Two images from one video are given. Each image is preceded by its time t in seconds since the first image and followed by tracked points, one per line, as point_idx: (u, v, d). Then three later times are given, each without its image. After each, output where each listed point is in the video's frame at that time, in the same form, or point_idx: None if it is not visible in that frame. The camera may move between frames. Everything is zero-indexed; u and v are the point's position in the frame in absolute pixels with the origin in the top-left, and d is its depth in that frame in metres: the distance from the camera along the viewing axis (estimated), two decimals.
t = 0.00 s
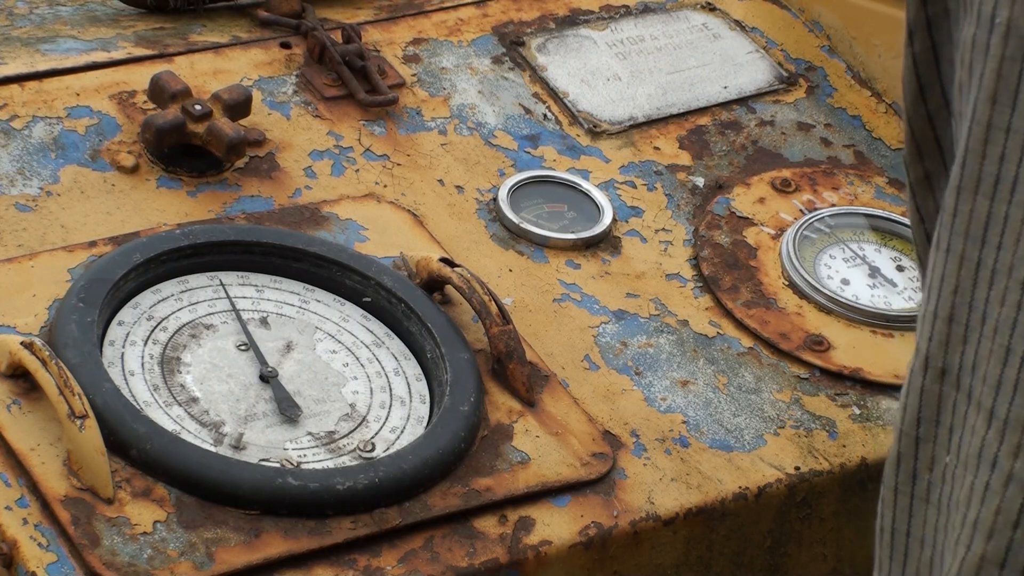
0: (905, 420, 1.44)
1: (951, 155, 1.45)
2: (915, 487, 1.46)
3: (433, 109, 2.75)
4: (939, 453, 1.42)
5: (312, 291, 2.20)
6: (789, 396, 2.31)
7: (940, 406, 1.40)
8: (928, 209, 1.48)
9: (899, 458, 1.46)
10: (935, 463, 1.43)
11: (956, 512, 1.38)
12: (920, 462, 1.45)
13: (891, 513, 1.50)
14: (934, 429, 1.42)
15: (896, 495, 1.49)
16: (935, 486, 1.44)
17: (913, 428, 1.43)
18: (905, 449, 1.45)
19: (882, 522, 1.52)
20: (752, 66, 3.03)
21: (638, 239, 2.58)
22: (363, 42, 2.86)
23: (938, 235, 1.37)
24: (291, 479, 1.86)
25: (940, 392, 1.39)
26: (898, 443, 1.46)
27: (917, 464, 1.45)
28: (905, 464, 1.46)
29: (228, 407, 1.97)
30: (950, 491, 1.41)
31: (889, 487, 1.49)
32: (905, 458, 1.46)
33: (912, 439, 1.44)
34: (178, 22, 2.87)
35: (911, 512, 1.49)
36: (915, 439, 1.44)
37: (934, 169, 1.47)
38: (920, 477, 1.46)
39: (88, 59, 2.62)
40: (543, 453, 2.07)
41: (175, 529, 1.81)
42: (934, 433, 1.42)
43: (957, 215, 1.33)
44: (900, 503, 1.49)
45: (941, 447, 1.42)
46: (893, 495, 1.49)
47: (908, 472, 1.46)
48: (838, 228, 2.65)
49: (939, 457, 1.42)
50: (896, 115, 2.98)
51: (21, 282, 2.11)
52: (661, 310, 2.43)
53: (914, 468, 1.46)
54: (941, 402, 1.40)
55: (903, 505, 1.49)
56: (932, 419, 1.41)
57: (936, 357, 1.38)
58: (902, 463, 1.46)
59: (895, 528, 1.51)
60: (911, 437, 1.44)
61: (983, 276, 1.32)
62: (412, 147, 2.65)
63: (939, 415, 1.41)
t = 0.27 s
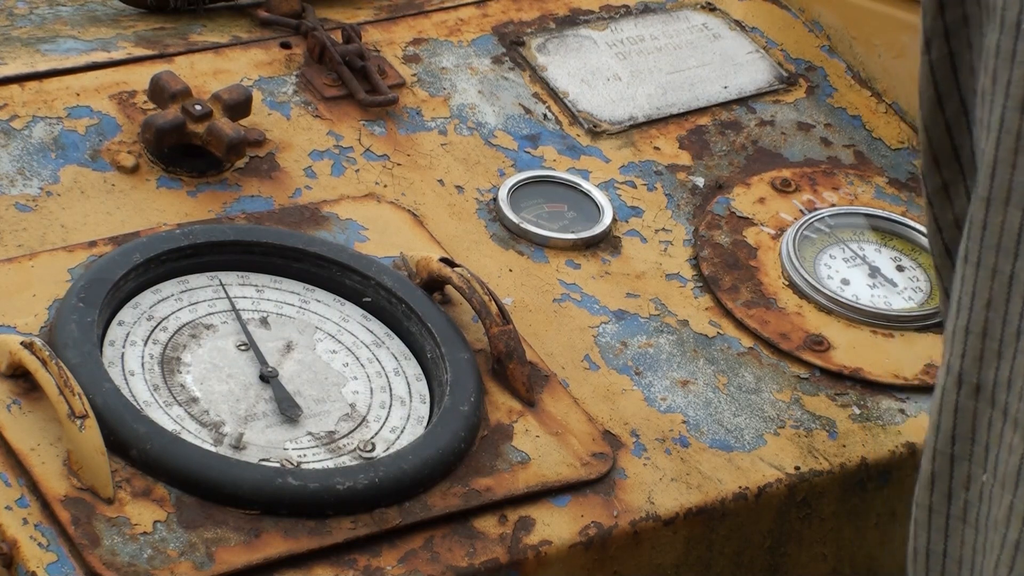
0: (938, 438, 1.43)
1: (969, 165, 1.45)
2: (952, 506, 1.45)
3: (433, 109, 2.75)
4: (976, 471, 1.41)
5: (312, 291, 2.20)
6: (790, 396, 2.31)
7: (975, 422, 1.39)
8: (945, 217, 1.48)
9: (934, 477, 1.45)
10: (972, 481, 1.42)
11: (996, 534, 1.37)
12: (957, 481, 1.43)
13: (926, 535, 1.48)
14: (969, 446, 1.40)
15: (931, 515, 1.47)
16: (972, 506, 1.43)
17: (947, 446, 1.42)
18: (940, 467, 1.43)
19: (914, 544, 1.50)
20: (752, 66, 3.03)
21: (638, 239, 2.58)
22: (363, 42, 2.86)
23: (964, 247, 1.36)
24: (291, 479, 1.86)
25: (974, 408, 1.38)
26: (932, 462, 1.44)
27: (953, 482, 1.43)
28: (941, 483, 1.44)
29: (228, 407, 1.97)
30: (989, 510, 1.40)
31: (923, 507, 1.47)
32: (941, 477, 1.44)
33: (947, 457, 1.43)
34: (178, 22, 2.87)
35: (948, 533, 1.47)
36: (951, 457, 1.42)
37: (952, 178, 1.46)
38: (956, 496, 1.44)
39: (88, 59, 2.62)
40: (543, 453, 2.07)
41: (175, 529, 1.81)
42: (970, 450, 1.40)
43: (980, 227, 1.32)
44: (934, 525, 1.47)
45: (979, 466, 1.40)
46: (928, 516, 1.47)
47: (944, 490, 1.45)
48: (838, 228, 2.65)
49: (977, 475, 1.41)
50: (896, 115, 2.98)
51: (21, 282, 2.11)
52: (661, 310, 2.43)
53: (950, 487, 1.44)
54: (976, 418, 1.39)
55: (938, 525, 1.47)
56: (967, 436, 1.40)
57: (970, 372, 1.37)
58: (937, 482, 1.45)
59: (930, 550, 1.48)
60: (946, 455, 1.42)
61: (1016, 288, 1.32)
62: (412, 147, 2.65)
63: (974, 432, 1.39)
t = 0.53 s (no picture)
0: (961, 446, 1.46)
1: (988, 169, 1.45)
2: (975, 513, 1.48)
3: (433, 108, 2.75)
4: (1000, 478, 1.44)
5: (312, 290, 2.20)
6: (790, 395, 2.31)
7: (999, 430, 1.42)
8: (963, 222, 1.48)
9: (958, 484, 1.48)
10: (995, 488, 1.45)
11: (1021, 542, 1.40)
12: (980, 489, 1.46)
13: (950, 540, 1.52)
14: (992, 454, 1.43)
15: (955, 522, 1.50)
16: (996, 513, 1.46)
17: (970, 453, 1.45)
18: (964, 474, 1.47)
19: (938, 550, 1.54)
20: (752, 65, 3.03)
21: (638, 238, 2.58)
22: (363, 41, 2.86)
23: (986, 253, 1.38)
24: (291, 478, 1.86)
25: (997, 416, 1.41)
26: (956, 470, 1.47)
27: (977, 489, 1.47)
28: (965, 490, 1.48)
29: (228, 405, 1.97)
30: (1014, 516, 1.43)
31: (946, 515, 1.51)
32: (965, 484, 1.47)
33: (970, 464, 1.46)
34: (178, 20, 2.87)
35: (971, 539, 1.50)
36: (974, 464, 1.45)
37: (971, 183, 1.47)
38: (980, 503, 1.47)
39: (88, 57, 2.62)
40: (543, 451, 2.08)
41: (175, 528, 1.81)
42: (992, 458, 1.44)
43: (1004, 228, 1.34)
44: (957, 531, 1.50)
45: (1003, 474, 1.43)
46: (952, 523, 1.50)
47: (967, 498, 1.48)
48: (838, 227, 2.65)
49: (1000, 482, 1.44)
50: (896, 114, 2.98)
51: (20, 280, 2.11)
52: (661, 309, 2.43)
53: (973, 494, 1.47)
54: (1000, 426, 1.42)
55: (962, 532, 1.50)
56: (989, 444, 1.43)
57: (993, 380, 1.40)
58: (960, 490, 1.48)
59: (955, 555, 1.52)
60: (969, 462, 1.46)
61: None
62: (412, 145, 2.65)
63: (997, 439, 1.42)
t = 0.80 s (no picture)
0: (970, 433, 1.46)
1: (999, 156, 1.45)
2: (983, 500, 1.49)
3: (433, 106, 2.75)
4: (1009, 466, 1.44)
5: (312, 288, 2.20)
6: (790, 393, 2.31)
7: (1010, 418, 1.42)
8: (973, 210, 1.48)
9: (966, 472, 1.48)
10: (1005, 475, 1.46)
11: None
12: (989, 476, 1.47)
13: (958, 528, 1.52)
14: (1002, 441, 1.44)
15: (964, 510, 1.51)
16: (1005, 500, 1.46)
17: (980, 441, 1.45)
18: (973, 462, 1.47)
19: (944, 537, 1.54)
20: (752, 64, 3.03)
21: (638, 236, 2.58)
22: (364, 39, 2.86)
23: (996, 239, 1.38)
24: (291, 476, 1.86)
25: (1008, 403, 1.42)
26: (964, 458, 1.48)
27: (986, 477, 1.47)
28: (973, 478, 1.48)
29: (227, 403, 1.97)
30: None
31: (954, 503, 1.51)
32: (973, 471, 1.48)
33: (980, 452, 1.46)
34: (178, 19, 2.87)
35: (979, 527, 1.50)
36: (984, 452, 1.46)
37: (982, 170, 1.47)
38: (989, 491, 1.48)
39: (88, 56, 2.62)
40: (543, 450, 2.08)
41: (175, 526, 1.81)
42: (1002, 445, 1.44)
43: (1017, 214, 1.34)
44: (965, 519, 1.51)
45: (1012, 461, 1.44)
46: (960, 511, 1.51)
47: (976, 485, 1.48)
48: (838, 225, 2.65)
49: (1010, 469, 1.45)
50: (896, 112, 2.98)
51: (20, 278, 2.11)
52: (661, 307, 2.43)
53: (982, 481, 1.48)
54: (1010, 413, 1.42)
55: (970, 520, 1.51)
56: (1000, 431, 1.44)
57: (1004, 367, 1.40)
58: (969, 478, 1.48)
59: (960, 543, 1.53)
60: (978, 450, 1.46)
61: None
62: (412, 144, 2.65)
63: (1007, 427, 1.43)
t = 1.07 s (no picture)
0: (978, 415, 1.41)
1: (996, 125, 1.41)
2: (993, 485, 1.43)
3: (433, 105, 2.75)
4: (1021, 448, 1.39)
5: (312, 288, 2.20)
6: (790, 392, 2.31)
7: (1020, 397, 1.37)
8: (970, 181, 1.44)
9: (975, 456, 1.43)
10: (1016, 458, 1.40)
11: None
12: (999, 460, 1.41)
13: (966, 515, 1.46)
14: (1013, 423, 1.39)
15: (972, 496, 1.45)
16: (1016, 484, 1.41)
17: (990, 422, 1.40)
18: (982, 445, 1.42)
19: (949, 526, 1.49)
20: (752, 63, 3.03)
21: (638, 236, 2.58)
22: (364, 38, 2.86)
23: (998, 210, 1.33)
24: (291, 475, 1.86)
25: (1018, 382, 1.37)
26: (972, 441, 1.42)
27: (996, 460, 1.41)
28: (982, 462, 1.42)
29: (227, 402, 1.97)
30: None
31: (961, 489, 1.45)
32: (983, 455, 1.42)
33: (989, 433, 1.41)
34: (178, 17, 2.87)
35: (989, 514, 1.44)
36: (993, 434, 1.41)
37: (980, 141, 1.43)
38: (999, 475, 1.42)
39: (88, 55, 2.62)
40: (543, 449, 2.08)
41: (175, 525, 1.81)
42: (1014, 426, 1.39)
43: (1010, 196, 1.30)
44: (973, 505, 1.45)
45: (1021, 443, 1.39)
46: (968, 497, 1.45)
47: (985, 470, 1.43)
48: (838, 224, 2.65)
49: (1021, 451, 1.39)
50: (896, 111, 2.98)
51: (21, 278, 2.11)
52: (661, 306, 2.43)
53: (992, 465, 1.42)
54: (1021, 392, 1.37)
55: (978, 506, 1.45)
56: (1011, 411, 1.38)
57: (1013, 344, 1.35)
58: (977, 463, 1.43)
59: (968, 531, 1.47)
60: (987, 432, 1.41)
61: None
62: (412, 143, 2.65)
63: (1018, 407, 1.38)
